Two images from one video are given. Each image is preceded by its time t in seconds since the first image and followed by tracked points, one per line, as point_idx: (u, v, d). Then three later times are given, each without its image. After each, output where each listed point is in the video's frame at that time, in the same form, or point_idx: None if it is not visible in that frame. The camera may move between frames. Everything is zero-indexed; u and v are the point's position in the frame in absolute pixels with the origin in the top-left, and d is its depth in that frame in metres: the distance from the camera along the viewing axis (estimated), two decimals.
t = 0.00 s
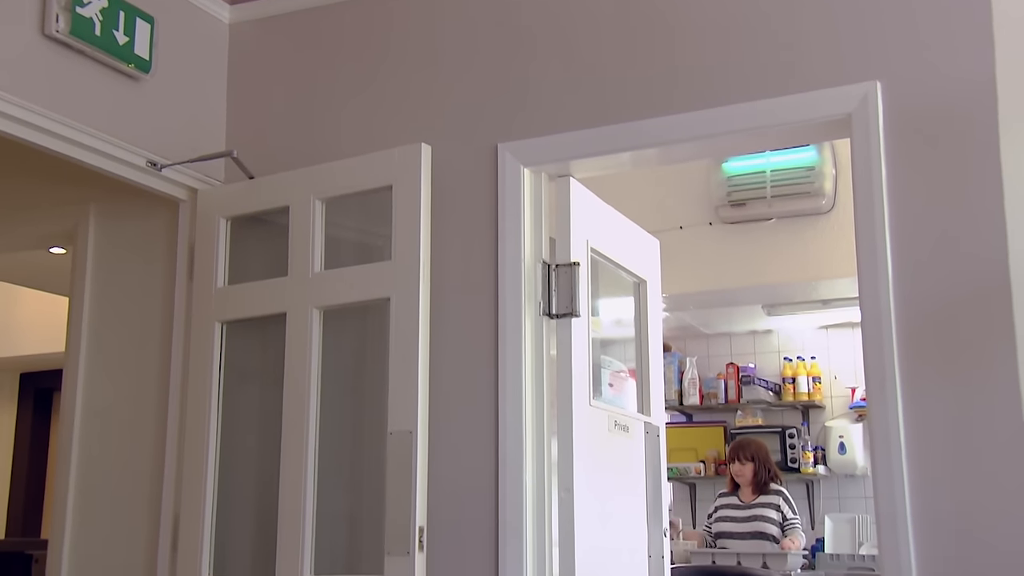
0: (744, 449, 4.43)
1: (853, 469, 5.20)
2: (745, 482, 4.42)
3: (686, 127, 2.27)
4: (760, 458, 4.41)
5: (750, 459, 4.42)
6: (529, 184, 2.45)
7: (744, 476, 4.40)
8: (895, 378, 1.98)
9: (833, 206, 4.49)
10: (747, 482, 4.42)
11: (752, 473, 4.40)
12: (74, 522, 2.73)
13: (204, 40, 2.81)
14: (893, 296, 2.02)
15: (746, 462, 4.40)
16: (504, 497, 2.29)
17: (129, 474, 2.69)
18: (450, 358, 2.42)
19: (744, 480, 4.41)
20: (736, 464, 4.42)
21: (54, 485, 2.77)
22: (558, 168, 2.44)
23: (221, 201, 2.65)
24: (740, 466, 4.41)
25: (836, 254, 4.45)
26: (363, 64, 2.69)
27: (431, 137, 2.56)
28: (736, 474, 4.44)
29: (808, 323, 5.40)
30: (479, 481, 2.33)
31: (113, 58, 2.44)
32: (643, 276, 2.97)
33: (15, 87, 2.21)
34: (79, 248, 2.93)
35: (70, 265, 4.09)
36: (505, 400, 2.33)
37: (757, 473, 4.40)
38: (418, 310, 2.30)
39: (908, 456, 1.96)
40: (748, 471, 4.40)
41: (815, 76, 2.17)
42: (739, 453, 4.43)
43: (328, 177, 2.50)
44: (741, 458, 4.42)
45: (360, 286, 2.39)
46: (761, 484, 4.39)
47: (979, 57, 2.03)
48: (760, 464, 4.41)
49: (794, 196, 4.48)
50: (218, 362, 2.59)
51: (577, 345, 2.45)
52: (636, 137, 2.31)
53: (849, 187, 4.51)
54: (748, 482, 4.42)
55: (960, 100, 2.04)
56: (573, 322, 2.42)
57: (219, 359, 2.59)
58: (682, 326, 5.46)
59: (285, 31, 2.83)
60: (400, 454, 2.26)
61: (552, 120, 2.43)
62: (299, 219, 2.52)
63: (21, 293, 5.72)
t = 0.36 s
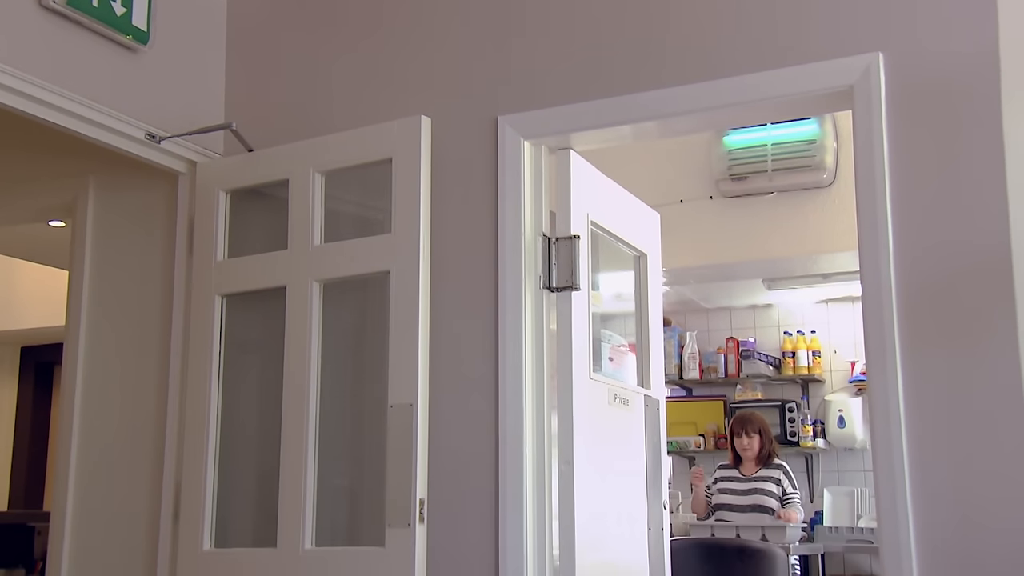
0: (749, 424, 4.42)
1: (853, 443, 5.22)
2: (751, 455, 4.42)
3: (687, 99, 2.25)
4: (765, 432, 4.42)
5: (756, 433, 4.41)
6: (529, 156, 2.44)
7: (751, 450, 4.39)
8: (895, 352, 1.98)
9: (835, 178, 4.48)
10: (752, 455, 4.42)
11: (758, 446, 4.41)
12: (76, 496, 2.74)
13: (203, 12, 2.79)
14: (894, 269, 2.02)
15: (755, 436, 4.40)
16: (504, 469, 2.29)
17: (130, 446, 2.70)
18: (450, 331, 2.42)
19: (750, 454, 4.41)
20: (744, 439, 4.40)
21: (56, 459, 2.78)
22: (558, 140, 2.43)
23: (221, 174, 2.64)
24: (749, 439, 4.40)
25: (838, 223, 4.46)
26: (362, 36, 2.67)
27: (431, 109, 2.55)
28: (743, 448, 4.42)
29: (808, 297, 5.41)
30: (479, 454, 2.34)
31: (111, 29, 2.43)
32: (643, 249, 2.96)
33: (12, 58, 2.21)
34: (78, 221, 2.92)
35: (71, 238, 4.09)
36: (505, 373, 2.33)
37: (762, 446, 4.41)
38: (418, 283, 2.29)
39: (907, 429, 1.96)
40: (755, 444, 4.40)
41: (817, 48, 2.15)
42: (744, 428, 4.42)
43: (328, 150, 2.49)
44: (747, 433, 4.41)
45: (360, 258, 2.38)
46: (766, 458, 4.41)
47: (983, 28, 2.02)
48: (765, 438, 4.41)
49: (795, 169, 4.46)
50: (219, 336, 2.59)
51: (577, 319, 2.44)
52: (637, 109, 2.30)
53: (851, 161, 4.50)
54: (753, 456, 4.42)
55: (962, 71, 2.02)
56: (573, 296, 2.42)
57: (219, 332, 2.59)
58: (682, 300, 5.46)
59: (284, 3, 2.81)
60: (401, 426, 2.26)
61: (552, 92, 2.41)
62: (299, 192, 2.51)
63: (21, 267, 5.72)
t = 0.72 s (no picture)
0: (750, 402, 4.40)
1: (852, 422, 5.23)
2: (752, 434, 4.43)
3: (688, 77, 2.24)
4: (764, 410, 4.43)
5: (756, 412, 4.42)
6: (530, 134, 2.43)
7: (752, 428, 4.40)
8: (895, 331, 1.98)
9: (836, 156, 4.48)
10: (752, 434, 4.43)
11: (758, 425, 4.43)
12: (77, 474, 2.75)
13: None
14: (895, 247, 2.01)
15: (754, 414, 4.40)
16: (504, 447, 2.30)
17: (130, 424, 2.71)
18: (451, 309, 2.42)
19: (750, 433, 4.42)
20: (743, 416, 4.41)
21: (57, 437, 2.79)
22: (558, 118, 2.42)
23: (220, 153, 2.64)
24: (749, 417, 4.40)
25: (838, 203, 4.49)
26: (361, 13, 2.66)
27: (430, 88, 2.54)
28: (743, 425, 4.43)
29: (809, 276, 5.42)
30: (479, 431, 2.34)
31: (109, 6, 2.42)
32: (643, 228, 2.96)
33: (10, 34, 2.19)
34: (77, 199, 2.92)
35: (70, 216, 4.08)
36: (505, 352, 2.33)
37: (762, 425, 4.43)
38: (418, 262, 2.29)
39: (907, 407, 1.96)
40: (755, 423, 4.41)
41: (819, 25, 2.14)
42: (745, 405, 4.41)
43: (327, 127, 2.48)
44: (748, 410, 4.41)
45: (360, 237, 2.38)
46: (766, 437, 4.43)
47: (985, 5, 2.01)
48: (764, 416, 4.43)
49: (795, 148, 4.46)
50: (218, 314, 2.59)
51: (577, 298, 2.44)
52: (637, 87, 2.29)
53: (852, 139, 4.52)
54: (753, 434, 4.43)
55: (964, 49, 2.01)
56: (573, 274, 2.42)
57: (219, 310, 2.59)
58: (682, 279, 5.46)
59: None
60: (401, 404, 2.26)
61: (552, 70, 2.40)
62: (298, 171, 2.50)
63: (21, 246, 5.72)
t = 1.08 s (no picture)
0: (743, 380, 4.49)
1: (851, 402, 5.25)
2: (745, 413, 4.47)
3: (689, 54, 2.23)
4: (758, 389, 4.46)
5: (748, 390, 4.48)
6: (530, 112, 2.42)
7: (743, 407, 4.45)
8: (895, 309, 1.98)
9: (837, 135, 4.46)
10: (746, 412, 4.47)
11: (752, 403, 4.46)
12: (78, 453, 2.75)
13: None
14: (895, 224, 2.01)
15: (745, 393, 4.46)
16: (504, 426, 2.30)
17: (131, 402, 2.71)
18: (451, 287, 2.42)
19: (743, 411, 4.47)
20: (735, 395, 4.48)
21: (57, 416, 2.79)
22: (558, 96, 2.41)
23: (219, 130, 2.63)
24: (740, 396, 4.46)
25: (839, 182, 4.46)
26: None
27: (430, 65, 2.53)
28: (736, 404, 4.49)
29: (809, 255, 5.42)
30: (480, 410, 2.35)
31: None
32: (643, 206, 2.96)
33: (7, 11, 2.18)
34: (76, 177, 2.91)
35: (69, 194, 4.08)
36: (505, 330, 2.33)
37: (756, 404, 4.46)
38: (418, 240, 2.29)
39: (906, 385, 1.96)
40: (747, 401, 4.46)
41: (820, 1, 2.13)
42: (737, 384, 4.49)
43: (326, 105, 2.47)
44: (739, 389, 4.48)
45: (359, 215, 2.37)
46: (761, 415, 4.44)
47: None
48: (759, 394, 4.45)
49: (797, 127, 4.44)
50: (218, 293, 2.59)
51: (577, 276, 2.44)
52: (637, 64, 2.28)
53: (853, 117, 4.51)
54: (747, 413, 4.48)
55: (967, 25, 2.00)
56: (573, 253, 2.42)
57: (219, 288, 2.59)
58: (682, 258, 5.46)
59: None
60: (402, 383, 2.27)
61: (552, 48, 2.39)
62: (297, 149, 2.50)
63: (21, 224, 5.72)
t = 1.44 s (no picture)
0: (740, 360, 4.52)
1: (850, 380, 5.26)
2: (743, 391, 4.49)
3: (690, 30, 2.22)
4: (755, 367, 4.47)
5: (745, 369, 4.51)
6: (530, 90, 2.41)
7: (740, 385, 4.47)
8: (895, 286, 1.98)
9: (838, 112, 4.45)
10: (744, 391, 4.48)
11: (749, 382, 4.48)
12: (79, 432, 2.75)
13: None
14: (896, 203, 2.00)
15: (743, 372, 4.49)
16: (505, 404, 2.30)
17: (131, 381, 2.71)
18: (451, 266, 2.42)
19: (740, 390, 4.49)
20: (732, 374, 4.51)
21: (57, 396, 2.79)
22: (558, 74, 2.40)
23: (218, 108, 2.62)
24: (738, 375, 4.49)
25: (840, 160, 4.45)
26: None
27: (429, 43, 2.51)
28: (734, 383, 4.52)
29: (809, 235, 5.42)
30: (480, 388, 2.35)
31: None
32: (643, 185, 2.95)
33: None
34: (75, 156, 2.90)
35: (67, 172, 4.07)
36: (505, 308, 2.33)
37: (754, 382, 4.47)
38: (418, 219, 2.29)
39: (907, 362, 1.96)
40: (743, 380, 4.48)
41: None
42: (734, 363, 4.53)
43: (326, 82, 2.46)
44: (736, 368, 4.51)
45: (359, 194, 2.37)
46: (759, 393, 4.44)
47: None
48: (756, 372, 4.47)
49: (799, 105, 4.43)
50: (218, 271, 2.58)
51: (577, 255, 2.44)
52: (638, 41, 2.27)
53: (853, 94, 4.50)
54: (745, 392, 4.49)
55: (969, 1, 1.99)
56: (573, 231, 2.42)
57: (218, 266, 2.59)
58: (682, 238, 5.45)
59: None
60: (402, 361, 2.27)
61: (553, 25, 2.38)
62: (296, 127, 2.48)
63: (20, 203, 5.72)
